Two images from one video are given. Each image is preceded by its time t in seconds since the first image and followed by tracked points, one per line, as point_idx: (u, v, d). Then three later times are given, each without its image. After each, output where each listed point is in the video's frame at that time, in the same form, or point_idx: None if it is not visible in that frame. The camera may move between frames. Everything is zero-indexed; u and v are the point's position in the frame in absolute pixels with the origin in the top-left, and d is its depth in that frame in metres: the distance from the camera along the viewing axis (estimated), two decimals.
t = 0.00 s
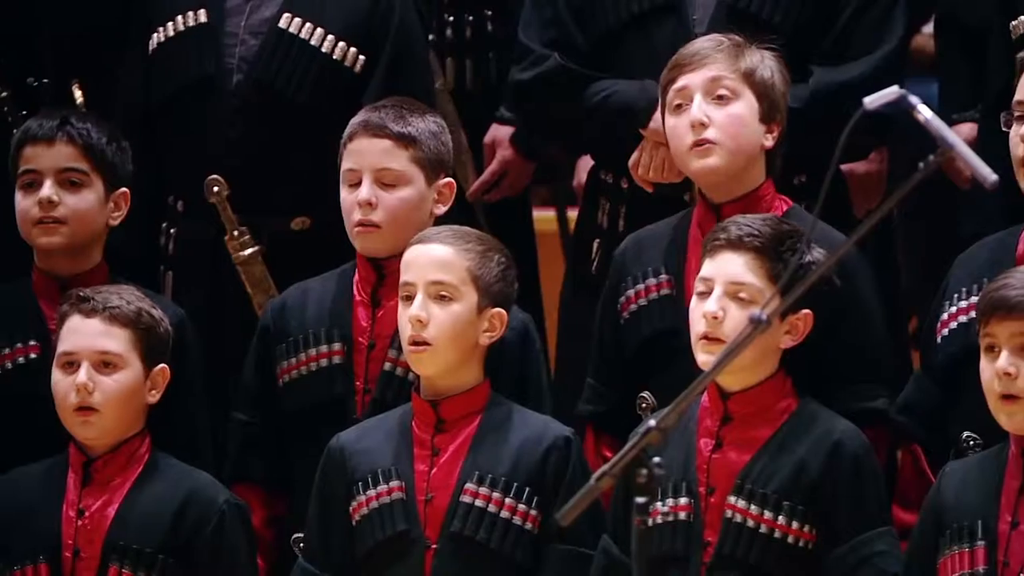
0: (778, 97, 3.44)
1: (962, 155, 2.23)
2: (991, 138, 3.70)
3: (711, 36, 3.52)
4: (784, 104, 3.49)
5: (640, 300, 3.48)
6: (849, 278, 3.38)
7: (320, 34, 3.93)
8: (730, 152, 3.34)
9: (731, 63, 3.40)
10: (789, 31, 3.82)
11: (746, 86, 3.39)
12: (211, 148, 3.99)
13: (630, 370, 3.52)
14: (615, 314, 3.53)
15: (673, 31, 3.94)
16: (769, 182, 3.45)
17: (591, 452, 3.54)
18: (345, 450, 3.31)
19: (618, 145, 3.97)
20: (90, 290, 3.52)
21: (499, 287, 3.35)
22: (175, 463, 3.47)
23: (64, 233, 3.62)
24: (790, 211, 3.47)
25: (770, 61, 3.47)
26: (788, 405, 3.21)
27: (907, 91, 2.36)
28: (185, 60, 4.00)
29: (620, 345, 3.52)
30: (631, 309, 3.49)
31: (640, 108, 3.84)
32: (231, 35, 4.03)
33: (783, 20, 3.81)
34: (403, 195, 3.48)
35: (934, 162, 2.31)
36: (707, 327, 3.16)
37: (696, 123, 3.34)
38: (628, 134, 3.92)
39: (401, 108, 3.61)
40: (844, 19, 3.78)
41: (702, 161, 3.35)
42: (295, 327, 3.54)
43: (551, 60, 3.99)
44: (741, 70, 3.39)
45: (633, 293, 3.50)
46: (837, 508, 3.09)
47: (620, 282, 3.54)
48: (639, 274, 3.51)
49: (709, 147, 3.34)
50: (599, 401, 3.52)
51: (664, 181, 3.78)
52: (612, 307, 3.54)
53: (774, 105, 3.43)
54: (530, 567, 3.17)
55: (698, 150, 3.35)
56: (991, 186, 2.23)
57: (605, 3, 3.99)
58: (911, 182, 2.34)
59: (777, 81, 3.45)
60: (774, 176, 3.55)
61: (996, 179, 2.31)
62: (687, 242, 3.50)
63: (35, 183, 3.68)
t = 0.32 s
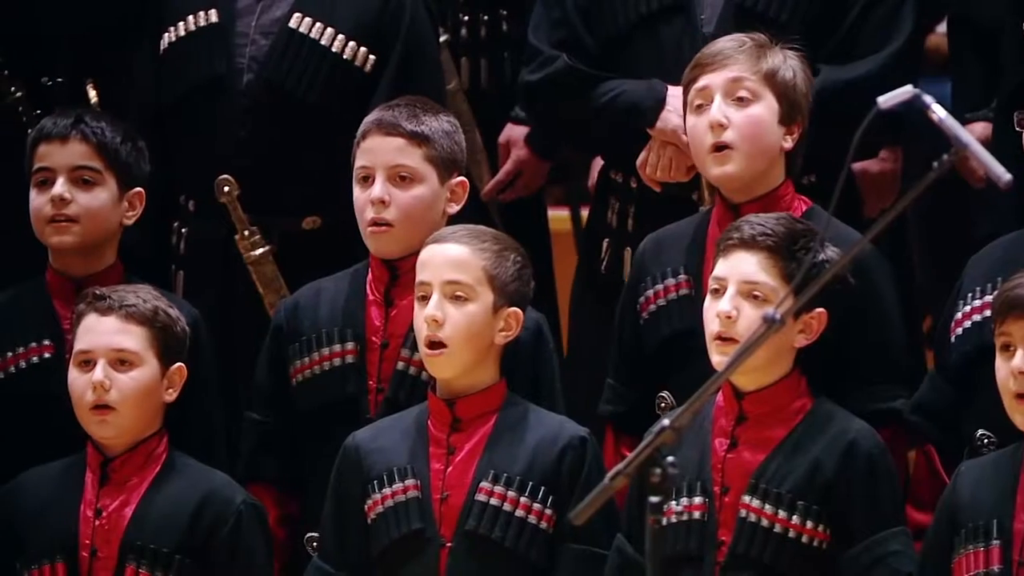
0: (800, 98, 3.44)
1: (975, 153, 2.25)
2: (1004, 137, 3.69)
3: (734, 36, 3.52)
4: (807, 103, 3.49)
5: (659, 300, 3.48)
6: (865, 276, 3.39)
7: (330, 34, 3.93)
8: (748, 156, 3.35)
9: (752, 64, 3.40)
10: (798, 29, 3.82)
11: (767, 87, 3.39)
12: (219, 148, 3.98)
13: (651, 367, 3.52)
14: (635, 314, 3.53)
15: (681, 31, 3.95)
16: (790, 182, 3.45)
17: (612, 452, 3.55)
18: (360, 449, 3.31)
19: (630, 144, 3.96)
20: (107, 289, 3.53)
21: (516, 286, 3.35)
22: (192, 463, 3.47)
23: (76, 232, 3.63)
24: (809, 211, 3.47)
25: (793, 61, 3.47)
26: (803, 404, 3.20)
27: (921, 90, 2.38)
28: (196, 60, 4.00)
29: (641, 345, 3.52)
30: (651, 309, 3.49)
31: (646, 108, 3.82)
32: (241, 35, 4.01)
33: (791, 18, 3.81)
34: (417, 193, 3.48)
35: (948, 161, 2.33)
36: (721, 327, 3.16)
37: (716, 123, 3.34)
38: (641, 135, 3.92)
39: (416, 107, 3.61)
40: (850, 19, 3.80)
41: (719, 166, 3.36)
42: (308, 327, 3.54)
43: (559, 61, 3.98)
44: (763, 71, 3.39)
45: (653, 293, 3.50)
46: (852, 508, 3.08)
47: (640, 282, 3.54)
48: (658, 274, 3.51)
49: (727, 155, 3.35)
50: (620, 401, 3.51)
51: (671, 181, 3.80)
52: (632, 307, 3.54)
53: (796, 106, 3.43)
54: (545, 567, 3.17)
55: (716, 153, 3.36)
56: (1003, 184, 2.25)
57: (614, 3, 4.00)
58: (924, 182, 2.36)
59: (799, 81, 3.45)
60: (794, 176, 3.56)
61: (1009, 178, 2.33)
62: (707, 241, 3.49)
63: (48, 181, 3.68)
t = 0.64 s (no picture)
0: (810, 100, 3.44)
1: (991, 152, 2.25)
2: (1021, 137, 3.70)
3: (744, 36, 3.52)
4: (817, 104, 3.48)
5: (669, 300, 3.47)
6: (880, 276, 3.36)
7: (346, 34, 3.92)
8: (757, 154, 3.35)
9: (762, 64, 3.40)
10: (801, 28, 3.83)
11: (777, 87, 3.39)
12: (233, 148, 4.00)
13: (663, 367, 3.52)
14: (645, 313, 3.53)
15: (685, 29, 3.95)
16: (800, 182, 3.45)
17: (622, 451, 3.56)
18: (377, 447, 3.32)
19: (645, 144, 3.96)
20: (124, 288, 3.54)
21: (533, 284, 3.36)
22: (209, 462, 3.48)
23: (93, 226, 3.63)
24: (820, 210, 3.48)
25: (804, 60, 3.47)
26: (819, 404, 3.20)
27: (937, 89, 2.38)
28: (212, 59, 4.01)
29: (650, 342, 3.52)
30: (660, 309, 3.48)
31: (651, 106, 3.80)
32: (258, 35, 4.03)
33: (795, 19, 3.82)
34: (432, 191, 3.48)
35: (966, 160, 2.33)
36: (737, 327, 3.16)
37: (724, 123, 3.34)
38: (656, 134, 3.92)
39: (431, 106, 3.61)
40: (852, 18, 3.80)
41: (729, 162, 3.35)
42: (324, 327, 3.54)
43: (564, 61, 3.97)
44: (773, 71, 3.39)
45: (663, 293, 3.49)
46: (868, 507, 3.08)
47: (650, 282, 3.53)
48: (668, 274, 3.50)
49: (735, 151, 3.34)
50: (630, 402, 3.52)
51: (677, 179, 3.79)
52: (643, 306, 3.53)
53: (806, 106, 3.43)
54: (561, 566, 3.17)
55: (725, 151, 3.35)
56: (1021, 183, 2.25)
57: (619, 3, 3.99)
58: (937, 183, 2.35)
59: (810, 82, 3.45)
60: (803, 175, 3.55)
61: None
62: (716, 239, 3.49)
63: (65, 179, 3.69)
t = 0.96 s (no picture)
0: (816, 99, 3.42)
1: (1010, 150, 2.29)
2: None
3: (749, 37, 3.51)
4: (823, 103, 3.47)
5: (678, 301, 3.46)
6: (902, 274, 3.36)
7: (370, 34, 3.93)
8: (765, 154, 3.33)
9: (767, 64, 3.39)
10: (812, 27, 3.82)
11: (783, 87, 3.38)
12: (256, 147, 4.00)
13: (669, 371, 3.50)
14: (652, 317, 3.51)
15: (694, 27, 3.95)
16: (806, 181, 3.43)
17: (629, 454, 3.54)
18: (400, 446, 3.32)
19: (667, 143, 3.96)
20: (145, 287, 3.55)
21: (556, 282, 3.35)
22: (230, 461, 3.48)
23: (115, 225, 3.63)
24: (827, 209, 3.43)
25: (807, 59, 3.46)
26: (843, 402, 3.19)
27: (958, 88, 2.41)
28: (236, 58, 4.02)
29: (658, 343, 3.51)
30: (669, 311, 3.47)
31: (663, 104, 3.82)
32: (281, 35, 4.03)
33: (804, 16, 3.82)
34: (455, 188, 3.48)
35: (986, 159, 2.37)
36: (759, 326, 3.15)
37: (731, 124, 3.33)
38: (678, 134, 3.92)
39: (453, 104, 3.62)
40: (863, 14, 3.80)
41: (736, 162, 3.34)
42: (347, 325, 3.54)
43: (572, 61, 3.98)
44: (777, 71, 3.38)
45: (671, 294, 3.48)
46: (891, 506, 3.07)
47: (658, 282, 3.52)
48: (677, 275, 3.49)
49: (743, 151, 3.33)
50: (635, 404, 3.51)
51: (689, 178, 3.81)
52: (650, 309, 3.51)
53: (811, 106, 3.41)
54: (583, 565, 3.17)
55: (732, 152, 3.34)
56: None
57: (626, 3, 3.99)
58: (957, 181, 2.38)
59: (815, 81, 3.44)
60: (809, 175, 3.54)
61: None
62: (724, 236, 3.49)
63: (86, 177, 3.69)
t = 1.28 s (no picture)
0: (821, 99, 3.41)
1: None
2: None
3: (756, 35, 3.50)
4: (828, 104, 3.45)
5: (679, 304, 3.44)
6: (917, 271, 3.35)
7: (381, 34, 3.94)
8: (768, 151, 3.32)
9: (772, 63, 3.37)
10: (816, 24, 3.81)
11: (788, 86, 3.36)
12: (269, 147, 3.99)
13: (672, 373, 3.49)
14: (652, 317, 3.50)
15: (699, 26, 3.95)
16: (807, 183, 3.42)
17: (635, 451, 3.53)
18: (416, 445, 3.30)
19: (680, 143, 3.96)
20: (158, 286, 3.53)
21: (571, 282, 3.33)
22: (243, 460, 3.46)
23: (132, 225, 3.63)
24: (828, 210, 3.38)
25: (815, 61, 3.44)
26: (860, 401, 3.17)
27: (974, 88, 2.43)
28: (248, 59, 4.01)
29: (658, 344, 3.49)
30: (669, 313, 3.45)
31: (668, 102, 3.78)
32: (294, 34, 4.03)
33: (808, 14, 3.81)
34: (470, 189, 3.47)
35: (1001, 157, 2.39)
36: (776, 325, 3.13)
37: (735, 120, 3.33)
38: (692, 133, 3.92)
39: (469, 104, 3.61)
40: (867, 14, 3.80)
41: (737, 157, 3.33)
42: (362, 324, 3.54)
43: (576, 61, 3.91)
44: (783, 70, 3.36)
45: (671, 296, 3.45)
46: (909, 506, 3.05)
47: (658, 284, 3.50)
48: (677, 276, 3.47)
49: (745, 146, 3.32)
50: (635, 403, 3.49)
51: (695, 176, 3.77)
52: (650, 308, 3.50)
53: (816, 106, 3.40)
54: (600, 564, 3.15)
55: (735, 149, 3.33)
56: None
57: (630, 2, 3.97)
58: (971, 181, 2.39)
59: (821, 82, 3.42)
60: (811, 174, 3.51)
61: None
62: (725, 235, 3.47)
63: (102, 177, 3.68)
